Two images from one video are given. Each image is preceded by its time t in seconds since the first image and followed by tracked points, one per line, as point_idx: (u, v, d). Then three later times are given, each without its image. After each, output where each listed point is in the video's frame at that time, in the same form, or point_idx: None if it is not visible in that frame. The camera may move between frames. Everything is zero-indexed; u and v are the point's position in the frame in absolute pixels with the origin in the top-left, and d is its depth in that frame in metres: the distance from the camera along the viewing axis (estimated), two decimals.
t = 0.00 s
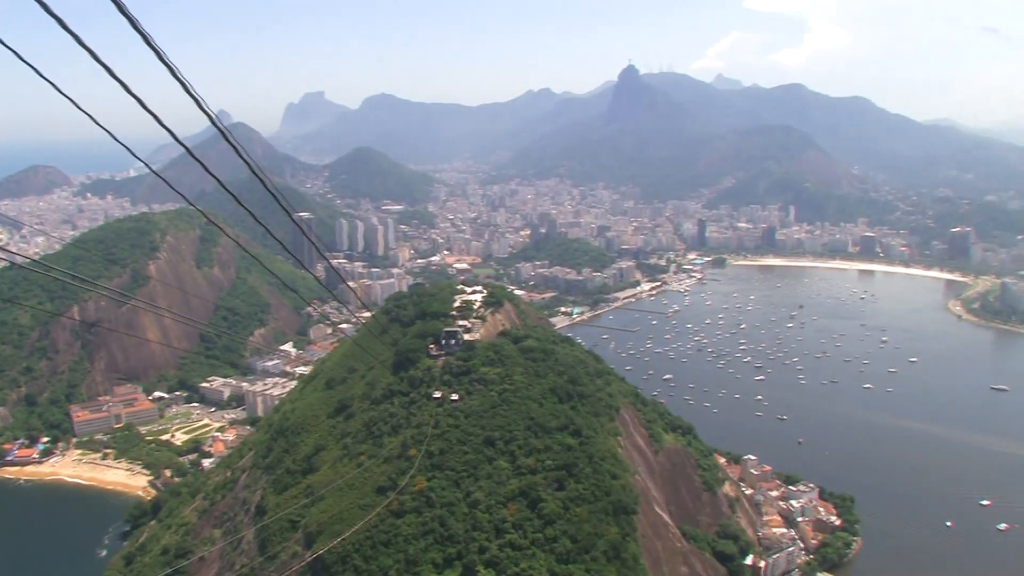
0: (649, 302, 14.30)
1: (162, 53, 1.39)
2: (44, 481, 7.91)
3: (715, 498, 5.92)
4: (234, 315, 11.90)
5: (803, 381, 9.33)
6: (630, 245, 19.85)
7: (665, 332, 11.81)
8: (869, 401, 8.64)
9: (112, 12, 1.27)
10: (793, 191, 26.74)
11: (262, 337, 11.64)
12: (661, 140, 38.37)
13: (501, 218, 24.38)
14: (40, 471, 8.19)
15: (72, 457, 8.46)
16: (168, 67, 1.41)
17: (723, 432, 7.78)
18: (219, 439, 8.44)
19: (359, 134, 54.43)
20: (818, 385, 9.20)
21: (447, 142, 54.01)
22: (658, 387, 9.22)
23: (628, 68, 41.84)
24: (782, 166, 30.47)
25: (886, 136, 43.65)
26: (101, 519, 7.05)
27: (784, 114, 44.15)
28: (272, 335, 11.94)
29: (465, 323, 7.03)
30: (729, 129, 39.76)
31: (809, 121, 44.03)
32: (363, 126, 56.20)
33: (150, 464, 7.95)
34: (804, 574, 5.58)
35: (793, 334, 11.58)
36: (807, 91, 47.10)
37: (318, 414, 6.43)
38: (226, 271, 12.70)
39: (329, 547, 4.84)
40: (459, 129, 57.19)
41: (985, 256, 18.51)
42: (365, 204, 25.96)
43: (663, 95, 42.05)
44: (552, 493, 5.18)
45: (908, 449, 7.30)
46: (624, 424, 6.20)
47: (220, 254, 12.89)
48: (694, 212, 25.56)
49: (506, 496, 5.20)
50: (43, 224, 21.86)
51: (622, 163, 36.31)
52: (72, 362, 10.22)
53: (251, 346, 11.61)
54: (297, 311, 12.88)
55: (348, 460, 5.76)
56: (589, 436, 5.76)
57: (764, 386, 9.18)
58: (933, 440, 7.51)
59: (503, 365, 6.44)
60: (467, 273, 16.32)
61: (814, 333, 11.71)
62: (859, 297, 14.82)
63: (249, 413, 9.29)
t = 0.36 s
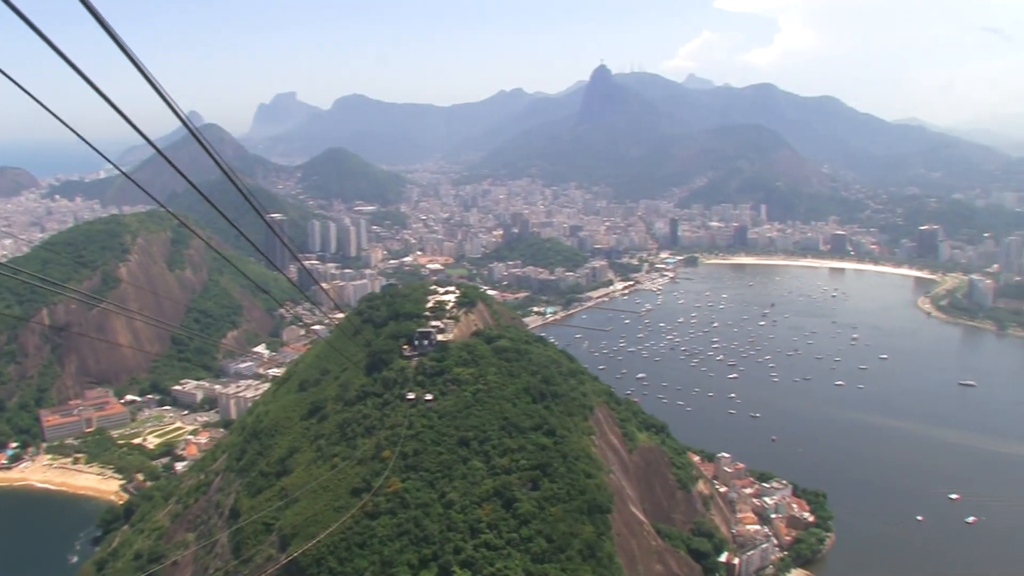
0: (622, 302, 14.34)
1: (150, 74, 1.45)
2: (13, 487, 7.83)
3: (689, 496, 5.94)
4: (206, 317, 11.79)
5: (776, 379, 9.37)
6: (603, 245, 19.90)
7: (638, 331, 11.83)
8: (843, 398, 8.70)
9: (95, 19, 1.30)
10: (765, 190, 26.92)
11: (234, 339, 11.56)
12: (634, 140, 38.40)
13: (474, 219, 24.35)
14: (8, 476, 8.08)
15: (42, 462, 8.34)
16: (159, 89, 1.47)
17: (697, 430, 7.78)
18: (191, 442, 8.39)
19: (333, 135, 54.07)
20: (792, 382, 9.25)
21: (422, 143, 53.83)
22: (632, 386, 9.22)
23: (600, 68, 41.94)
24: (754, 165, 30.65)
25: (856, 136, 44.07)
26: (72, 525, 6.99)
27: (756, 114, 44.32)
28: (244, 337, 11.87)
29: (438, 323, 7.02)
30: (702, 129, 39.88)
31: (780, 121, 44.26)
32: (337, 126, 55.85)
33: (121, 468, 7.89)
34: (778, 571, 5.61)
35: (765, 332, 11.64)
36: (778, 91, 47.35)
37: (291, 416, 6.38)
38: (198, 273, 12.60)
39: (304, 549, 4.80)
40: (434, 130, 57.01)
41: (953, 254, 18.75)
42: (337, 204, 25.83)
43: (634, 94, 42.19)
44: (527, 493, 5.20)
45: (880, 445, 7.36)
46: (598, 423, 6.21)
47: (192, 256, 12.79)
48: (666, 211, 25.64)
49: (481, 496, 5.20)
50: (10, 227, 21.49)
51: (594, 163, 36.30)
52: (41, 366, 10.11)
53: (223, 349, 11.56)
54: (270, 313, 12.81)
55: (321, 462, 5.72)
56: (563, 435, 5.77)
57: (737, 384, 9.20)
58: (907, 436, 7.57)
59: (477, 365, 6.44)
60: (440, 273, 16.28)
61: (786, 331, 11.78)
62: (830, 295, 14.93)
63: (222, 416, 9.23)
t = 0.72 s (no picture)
0: (593, 301, 14.36)
1: (117, 79, 1.45)
2: None
3: (662, 495, 5.96)
4: (175, 320, 11.67)
5: (747, 377, 9.42)
6: (573, 244, 19.91)
7: (609, 331, 11.84)
8: (814, 394, 8.76)
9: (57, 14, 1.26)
10: (734, 189, 27.10)
11: (204, 342, 11.47)
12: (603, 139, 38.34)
13: (444, 220, 24.27)
14: None
15: (7, 468, 8.19)
16: (120, 85, 1.44)
17: (667, 428, 7.79)
18: (162, 446, 8.34)
19: (305, 135, 53.62)
20: (761, 381, 9.29)
21: (393, 143, 53.54)
22: (603, 385, 9.22)
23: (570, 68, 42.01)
24: (723, 164, 30.79)
25: (825, 136, 44.40)
26: (41, 532, 6.93)
27: (725, 113, 44.41)
28: (214, 339, 11.77)
29: (409, 324, 6.99)
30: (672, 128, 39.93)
31: (749, 120, 44.42)
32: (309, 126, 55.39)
33: (90, 473, 7.80)
34: (750, 567, 5.64)
35: (736, 331, 11.70)
36: (747, 91, 47.50)
37: (262, 418, 6.32)
38: (167, 275, 12.48)
39: (276, 552, 4.76)
40: (407, 130, 56.69)
41: (920, 252, 18.99)
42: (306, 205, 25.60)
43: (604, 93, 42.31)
44: (499, 492, 5.21)
45: (848, 442, 7.41)
46: (570, 422, 6.21)
47: (161, 258, 12.67)
48: (636, 211, 25.69)
49: (454, 496, 5.20)
50: None
51: (564, 164, 36.20)
52: (7, 370, 9.94)
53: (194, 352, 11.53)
54: (240, 314, 12.77)
55: (294, 465, 5.68)
56: (535, 435, 5.78)
57: (708, 382, 9.24)
58: (878, 432, 7.64)
59: (448, 365, 6.43)
60: (411, 274, 16.21)
61: (756, 329, 11.83)
62: (799, 293, 15.03)
63: (193, 419, 9.15)
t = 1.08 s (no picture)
0: (563, 301, 14.37)
1: (86, 82, 1.44)
2: None
3: (633, 493, 5.98)
4: (143, 323, 11.46)
5: (716, 375, 9.48)
6: (542, 244, 19.89)
7: (578, 330, 11.83)
8: (783, 391, 8.83)
9: (24, 20, 1.24)
10: (702, 189, 27.26)
11: (173, 344, 11.25)
12: (573, 139, 38.20)
13: (413, 220, 24.13)
14: None
15: None
16: (91, 91, 1.44)
17: (638, 427, 7.79)
18: (130, 450, 8.25)
19: (275, 134, 52.91)
20: (732, 379, 9.33)
21: (363, 143, 53.11)
22: (574, 385, 9.21)
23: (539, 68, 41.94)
24: (691, 163, 30.86)
25: (793, 135, 44.71)
26: (7, 539, 6.85)
27: (694, 113, 44.49)
28: (183, 342, 11.58)
29: (379, 325, 6.96)
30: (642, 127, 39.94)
31: (717, 119, 44.52)
32: (279, 125, 54.64)
33: (57, 478, 7.68)
34: (721, 564, 5.66)
35: (705, 329, 11.76)
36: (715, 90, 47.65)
37: (232, 421, 6.26)
38: (135, 277, 12.30)
39: (247, 556, 4.72)
40: (378, 130, 56.28)
41: (886, 249, 19.18)
42: (275, 207, 24.84)
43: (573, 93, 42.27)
44: (471, 493, 5.22)
45: (817, 438, 7.45)
46: (541, 421, 6.21)
47: (128, 261, 12.50)
48: (605, 211, 25.73)
49: (425, 497, 5.20)
50: None
51: (532, 164, 36.00)
52: None
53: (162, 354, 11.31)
54: (209, 317, 12.60)
55: (264, 467, 5.63)
56: (506, 435, 5.78)
57: (677, 381, 9.27)
58: (847, 428, 7.71)
59: (418, 366, 6.42)
60: (380, 274, 16.08)
61: (725, 328, 11.89)
62: (767, 291, 15.12)
63: (162, 422, 9.00)
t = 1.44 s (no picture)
0: (531, 301, 14.37)
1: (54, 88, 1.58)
2: None
3: (602, 492, 5.99)
4: (109, 326, 10.94)
5: (684, 373, 9.52)
6: (510, 244, 19.84)
7: (546, 330, 11.82)
8: (752, 389, 8.89)
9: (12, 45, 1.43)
10: (669, 188, 27.38)
11: (139, 348, 10.81)
12: (541, 139, 38.03)
13: (380, 220, 23.92)
14: None
15: None
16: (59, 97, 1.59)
17: (608, 426, 7.78)
18: (97, 455, 7.85)
19: (242, 134, 52.06)
20: (701, 377, 9.35)
21: (331, 143, 52.57)
22: (543, 384, 9.18)
23: (505, 68, 41.84)
24: (657, 163, 30.95)
25: (759, 135, 45.03)
26: None
27: (661, 113, 44.76)
28: (149, 345, 11.13)
29: (347, 326, 6.92)
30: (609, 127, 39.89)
31: (683, 118, 44.61)
32: (247, 125, 53.72)
33: (18, 485, 7.05)
34: (691, 561, 5.67)
35: (672, 328, 11.81)
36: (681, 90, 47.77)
37: (199, 424, 6.20)
38: (100, 280, 11.76)
39: (216, 560, 4.66)
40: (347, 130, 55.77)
41: (852, 248, 19.13)
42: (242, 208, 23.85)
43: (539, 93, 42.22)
44: (440, 494, 5.23)
45: (784, 435, 7.49)
46: (509, 421, 6.22)
47: (92, 263, 11.95)
48: (572, 211, 25.75)
49: (395, 498, 5.20)
50: None
51: (496, 164, 35.79)
52: None
53: (127, 358, 10.66)
54: (176, 319, 12.13)
55: (232, 470, 5.57)
56: (476, 435, 5.79)
57: (645, 380, 9.29)
58: (815, 424, 7.77)
59: (387, 367, 6.40)
60: (347, 275, 15.88)
61: (693, 326, 11.92)
62: (734, 290, 15.19)
63: (128, 427, 8.61)
